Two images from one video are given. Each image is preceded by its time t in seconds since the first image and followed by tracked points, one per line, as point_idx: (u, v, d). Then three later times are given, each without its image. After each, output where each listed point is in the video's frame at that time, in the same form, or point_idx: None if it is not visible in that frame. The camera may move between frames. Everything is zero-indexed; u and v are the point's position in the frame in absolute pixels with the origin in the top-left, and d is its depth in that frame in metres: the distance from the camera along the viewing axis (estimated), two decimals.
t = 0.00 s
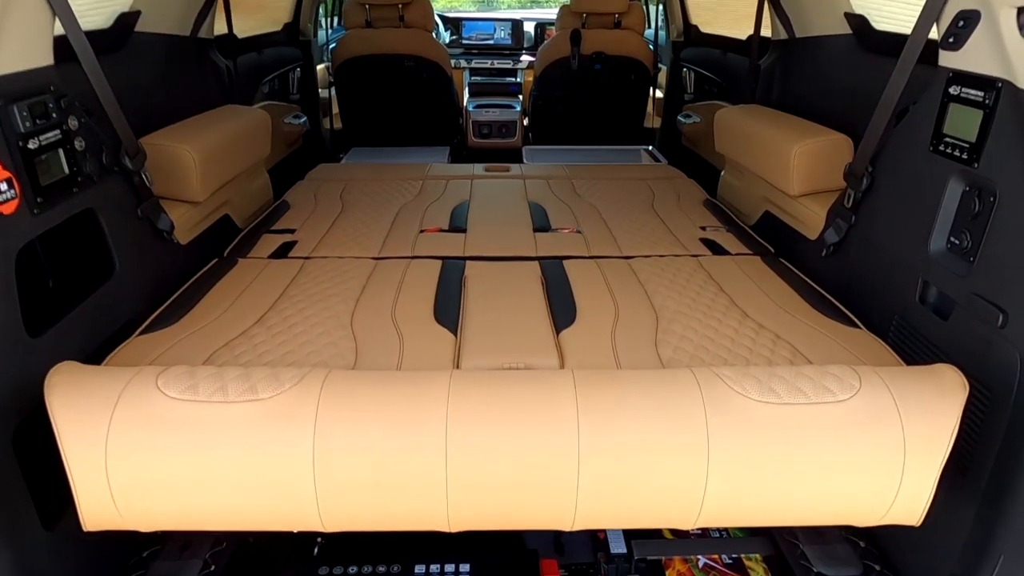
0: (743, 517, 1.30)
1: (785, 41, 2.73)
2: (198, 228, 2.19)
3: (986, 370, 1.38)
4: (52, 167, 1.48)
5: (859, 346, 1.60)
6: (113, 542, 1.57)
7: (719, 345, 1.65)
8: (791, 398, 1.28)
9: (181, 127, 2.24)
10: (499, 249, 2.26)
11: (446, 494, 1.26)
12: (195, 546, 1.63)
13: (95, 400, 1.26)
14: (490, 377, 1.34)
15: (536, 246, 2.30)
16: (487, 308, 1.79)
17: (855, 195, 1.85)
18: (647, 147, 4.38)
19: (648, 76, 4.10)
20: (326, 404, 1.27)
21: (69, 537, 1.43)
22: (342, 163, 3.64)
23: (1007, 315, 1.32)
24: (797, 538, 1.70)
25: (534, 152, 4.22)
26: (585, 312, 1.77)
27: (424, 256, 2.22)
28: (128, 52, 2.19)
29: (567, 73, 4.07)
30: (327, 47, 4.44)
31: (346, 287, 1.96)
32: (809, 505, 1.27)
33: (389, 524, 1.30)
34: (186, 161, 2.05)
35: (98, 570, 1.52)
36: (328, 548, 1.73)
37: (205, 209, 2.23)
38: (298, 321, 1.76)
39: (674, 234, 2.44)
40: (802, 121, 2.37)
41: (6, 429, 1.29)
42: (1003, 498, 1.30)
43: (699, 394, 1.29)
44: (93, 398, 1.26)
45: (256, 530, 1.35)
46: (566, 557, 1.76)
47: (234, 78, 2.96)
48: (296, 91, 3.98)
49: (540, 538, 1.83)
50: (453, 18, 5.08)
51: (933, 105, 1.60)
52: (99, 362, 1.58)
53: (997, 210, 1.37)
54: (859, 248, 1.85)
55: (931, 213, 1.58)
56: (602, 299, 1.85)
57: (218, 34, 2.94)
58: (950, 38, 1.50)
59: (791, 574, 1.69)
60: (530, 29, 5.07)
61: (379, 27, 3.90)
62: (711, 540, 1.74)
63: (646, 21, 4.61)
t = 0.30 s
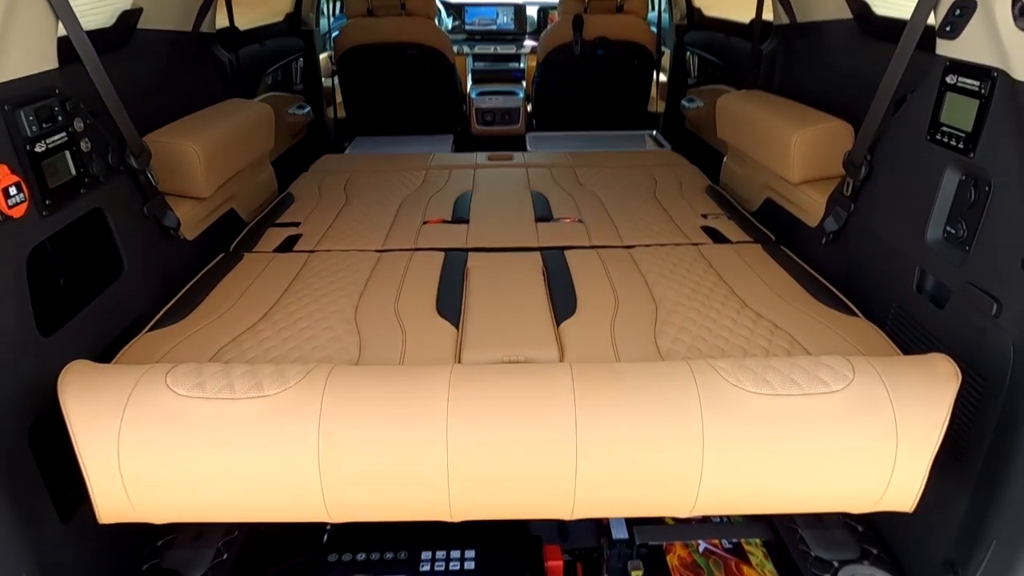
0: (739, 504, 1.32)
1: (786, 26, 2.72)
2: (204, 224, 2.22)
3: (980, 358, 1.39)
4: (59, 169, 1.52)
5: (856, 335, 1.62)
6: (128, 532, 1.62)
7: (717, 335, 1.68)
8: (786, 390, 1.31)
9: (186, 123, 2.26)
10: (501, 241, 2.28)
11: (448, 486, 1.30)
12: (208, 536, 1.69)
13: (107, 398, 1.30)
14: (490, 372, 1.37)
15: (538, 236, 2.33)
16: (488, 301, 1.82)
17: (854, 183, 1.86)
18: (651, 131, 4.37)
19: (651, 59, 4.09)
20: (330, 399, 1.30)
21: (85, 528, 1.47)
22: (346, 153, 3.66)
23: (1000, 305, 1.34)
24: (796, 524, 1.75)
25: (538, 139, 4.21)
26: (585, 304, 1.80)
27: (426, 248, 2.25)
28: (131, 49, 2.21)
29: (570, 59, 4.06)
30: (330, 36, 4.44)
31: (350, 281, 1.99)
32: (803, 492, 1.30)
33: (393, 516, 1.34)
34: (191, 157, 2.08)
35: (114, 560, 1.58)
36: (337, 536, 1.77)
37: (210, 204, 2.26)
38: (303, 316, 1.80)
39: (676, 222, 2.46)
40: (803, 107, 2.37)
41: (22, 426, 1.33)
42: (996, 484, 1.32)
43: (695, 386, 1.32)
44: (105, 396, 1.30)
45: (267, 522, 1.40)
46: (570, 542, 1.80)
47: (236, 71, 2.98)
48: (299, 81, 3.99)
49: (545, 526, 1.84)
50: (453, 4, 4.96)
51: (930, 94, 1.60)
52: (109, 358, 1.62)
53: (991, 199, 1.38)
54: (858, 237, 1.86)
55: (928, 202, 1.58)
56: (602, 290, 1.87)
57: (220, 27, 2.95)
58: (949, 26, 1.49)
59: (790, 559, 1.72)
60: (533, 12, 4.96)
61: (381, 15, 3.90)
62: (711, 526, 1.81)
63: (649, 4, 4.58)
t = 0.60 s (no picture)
0: (740, 512, 1.35)
1: (791, 12, 2.68)
2: (211, 229, 2.23)
3: (978, 363, 1.39)
4: (69, 190, 1.55)
5: (856, 339, 1.64)
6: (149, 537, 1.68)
7: (718, 339, 1.70)
8: (784, 403, 1.33)
9: (190, 128, 2.28)
10: (504, 240, 2.30)
11: (456, 499, 1.34)
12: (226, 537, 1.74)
13: (124, 418, 1.34)
14: (496, 386, 1.40)
15: (541, 233, 2.34)
16: (492, 307, 1.85)
17: (855, 182, 1.86)
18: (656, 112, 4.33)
19: (656, 40, 3.98)
20: (340, 418, 1.34)
21: (109, 536, 1.53)
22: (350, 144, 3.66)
23: (999, 313, 1.34)
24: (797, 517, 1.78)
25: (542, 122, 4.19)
26: (589, 308, 1.83)
27: (432, 248, 2.28)
28: (133, 56, 2.22)
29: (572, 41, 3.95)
30: (330, 20, 4.39)
31: (356, 286, 2.02)
32: (801, 500, 1.33)
33: (404, 526, 1.38)
34: (195, 165, 2.09)
35: (137, 564, 1.64)
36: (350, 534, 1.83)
37: (216, 209, 2.28)
38: (312, 324, 1.83)
39: (679, 216, 2.46)
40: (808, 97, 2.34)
41: (45, 445, 1.38)
42: (992, 488, 1.33)
43: (696, 399, 1.34)
44: (122, 416, 1.34)
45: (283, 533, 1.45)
46: (578, 534, 1.83)
47: (238, 67, 2.97)
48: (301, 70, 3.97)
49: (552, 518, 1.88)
50: None
51: (932, 97, 1.59)
52: (125, 372, 1.67)
53: (991, 207, 1.38)
54: (860, 235, 1.86)
55: (928, 206, 1.59)
56: (605, 293, 1.90)
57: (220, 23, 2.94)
58: (950, 30, 1.48)
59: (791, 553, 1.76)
60: None
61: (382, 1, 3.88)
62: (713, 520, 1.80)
63: None
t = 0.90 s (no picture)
0: (740, 536, 1.35)
1: (789, 16, 2.66)
2: (206, 242, 2.21)
3: (978, 383, 1.38)
4: (63, 214, 1.54)
5: (856, 356, 1.63)
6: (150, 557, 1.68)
7: (717, 356, 1.69)
8: (783, 427, 1.31)
9: (183, 140, 2.26)
10: (502, 250, 2.29)
11: (455, 527, 1.33)
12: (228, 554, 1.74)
13: (121, 448, 1.33)
14: (494, 411, 1.40)
15: (539, 243, 2.33)
16: (491, 323, 1.85)
17: (855, 194, 1.85)
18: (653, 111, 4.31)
19: (653, 37, 3.93)
20: (339, 445, 1.34)
21: (110, 560, 1.54)
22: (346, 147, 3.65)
23: (999, 334, 1.32)
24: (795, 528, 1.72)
25: (539, 122, 4.17)
26: (587, 324, 1.83)
27: (430, 259, 2.27)
28: (126, 68, 2.20)
29: (568, 40, 3.91)
30: (325, 18, 4.31)
31: (354, 300, 2.01)
32: (800, 524, 1.32)
33: (404, 552, 1.38)
34: (191, 179, 2.07)
35: None
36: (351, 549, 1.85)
37: (212, 221, 2.26)
38: (309, 341, 1.82)
39: (677, 223, 2.45)
40: (806, 104, 2.33)
41: (43, 473, 1.38)
42: (991, 511, 1.31)
43: (695, 425, 1.33)
44: (120, 445, 1.33)
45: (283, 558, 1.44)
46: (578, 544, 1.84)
47: (232, 73, 2.94)
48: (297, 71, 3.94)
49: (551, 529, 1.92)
50: None
51: (931, 113, 1.59)
52: (123, 394, 1.66)
53: (991, 227, 1.37)
54: (860, 248, 1.85)
55: (928, 223, 1.58)
56: (604, 308, 1.89)
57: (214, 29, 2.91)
58: (950, 47, 1.48)
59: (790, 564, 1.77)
60: None
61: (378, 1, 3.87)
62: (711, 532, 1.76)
63: None
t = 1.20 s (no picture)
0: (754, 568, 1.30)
1: (797, 28, 2.63)
2: (212, 260, 2.20)
3: (994, 410, 1.35)
4: (68, 241, 1.54)
5: (868, 379, 1.61)
6: None
7: (727, 379, 1.67)
8: (795, 457, 1.28)
9: (189, 159, 2.25)
10: (508, 267, 2.27)
11: (461, 560, 1.29)
12: None
13: (124, 479, 1.31)
14: (499, 438, 1.38)
15: (546, 259, 2.32)
16: (498, 344, 1.83)
17: (867, 213, 1.83)
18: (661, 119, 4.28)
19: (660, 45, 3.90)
20: (343, 475, 1.31)
21: None
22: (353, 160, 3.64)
23: (1015, 360, 1.29)
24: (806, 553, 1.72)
25: (546, 132, 4.16)
26: (595, 344, 1.81)
27: (436, 277, 2.26)
28: (131, 88, 2.19)
29: (576, 50, 3.88)
30: (331, 29, 4.30)
31: (360, 320, 2.00)
32: (813, 556, 1.29)
33: None
34: (197, 200, 2.06)
35: None
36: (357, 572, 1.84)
37: (218, 240, 2.25)
38: (315, 364, 1.81)
39: (686, 238, 2.43)
40: (815, 118, 2.30)
41: (48, 504, 1.37)
42: (1009, 541, 1.28)
43: (705, 455, 1.30)
44: (124, 475, 1.32)
45: None
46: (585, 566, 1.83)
47: (238, 88, 2.94)
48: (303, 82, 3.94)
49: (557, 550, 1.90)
50: None
51: (944, 133, 1.56)
52: (129, 419, 1.66)
53: (1007, 251, 1.34)
54: (872, 266, 1.83)
55: (941, 244, 1.55)
56: (612, 329, 1.87)
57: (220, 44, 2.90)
58: (964, 66, 1.45)
59: None
60: None
61: (382, 12, 3.84)
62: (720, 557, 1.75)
63: None
